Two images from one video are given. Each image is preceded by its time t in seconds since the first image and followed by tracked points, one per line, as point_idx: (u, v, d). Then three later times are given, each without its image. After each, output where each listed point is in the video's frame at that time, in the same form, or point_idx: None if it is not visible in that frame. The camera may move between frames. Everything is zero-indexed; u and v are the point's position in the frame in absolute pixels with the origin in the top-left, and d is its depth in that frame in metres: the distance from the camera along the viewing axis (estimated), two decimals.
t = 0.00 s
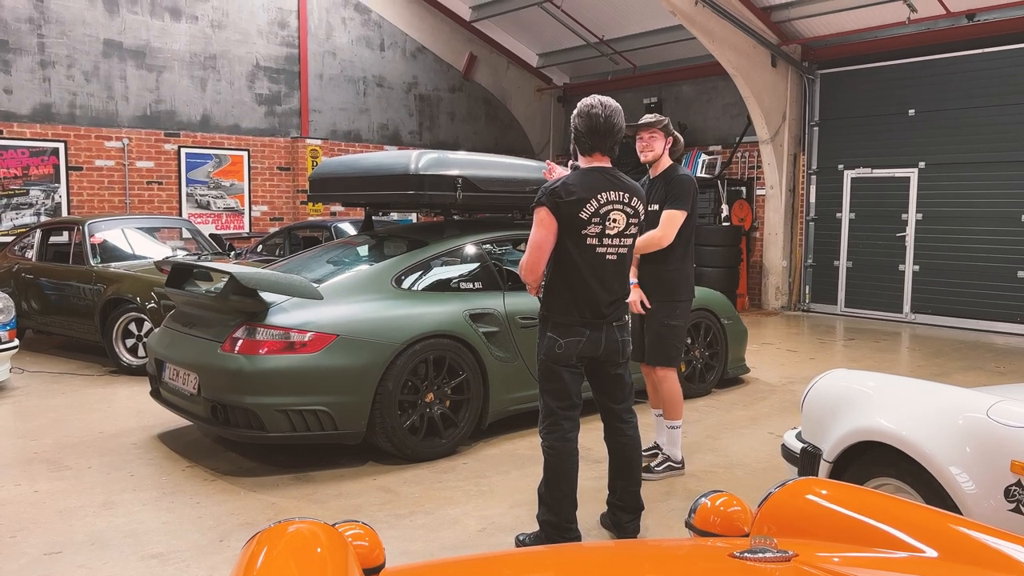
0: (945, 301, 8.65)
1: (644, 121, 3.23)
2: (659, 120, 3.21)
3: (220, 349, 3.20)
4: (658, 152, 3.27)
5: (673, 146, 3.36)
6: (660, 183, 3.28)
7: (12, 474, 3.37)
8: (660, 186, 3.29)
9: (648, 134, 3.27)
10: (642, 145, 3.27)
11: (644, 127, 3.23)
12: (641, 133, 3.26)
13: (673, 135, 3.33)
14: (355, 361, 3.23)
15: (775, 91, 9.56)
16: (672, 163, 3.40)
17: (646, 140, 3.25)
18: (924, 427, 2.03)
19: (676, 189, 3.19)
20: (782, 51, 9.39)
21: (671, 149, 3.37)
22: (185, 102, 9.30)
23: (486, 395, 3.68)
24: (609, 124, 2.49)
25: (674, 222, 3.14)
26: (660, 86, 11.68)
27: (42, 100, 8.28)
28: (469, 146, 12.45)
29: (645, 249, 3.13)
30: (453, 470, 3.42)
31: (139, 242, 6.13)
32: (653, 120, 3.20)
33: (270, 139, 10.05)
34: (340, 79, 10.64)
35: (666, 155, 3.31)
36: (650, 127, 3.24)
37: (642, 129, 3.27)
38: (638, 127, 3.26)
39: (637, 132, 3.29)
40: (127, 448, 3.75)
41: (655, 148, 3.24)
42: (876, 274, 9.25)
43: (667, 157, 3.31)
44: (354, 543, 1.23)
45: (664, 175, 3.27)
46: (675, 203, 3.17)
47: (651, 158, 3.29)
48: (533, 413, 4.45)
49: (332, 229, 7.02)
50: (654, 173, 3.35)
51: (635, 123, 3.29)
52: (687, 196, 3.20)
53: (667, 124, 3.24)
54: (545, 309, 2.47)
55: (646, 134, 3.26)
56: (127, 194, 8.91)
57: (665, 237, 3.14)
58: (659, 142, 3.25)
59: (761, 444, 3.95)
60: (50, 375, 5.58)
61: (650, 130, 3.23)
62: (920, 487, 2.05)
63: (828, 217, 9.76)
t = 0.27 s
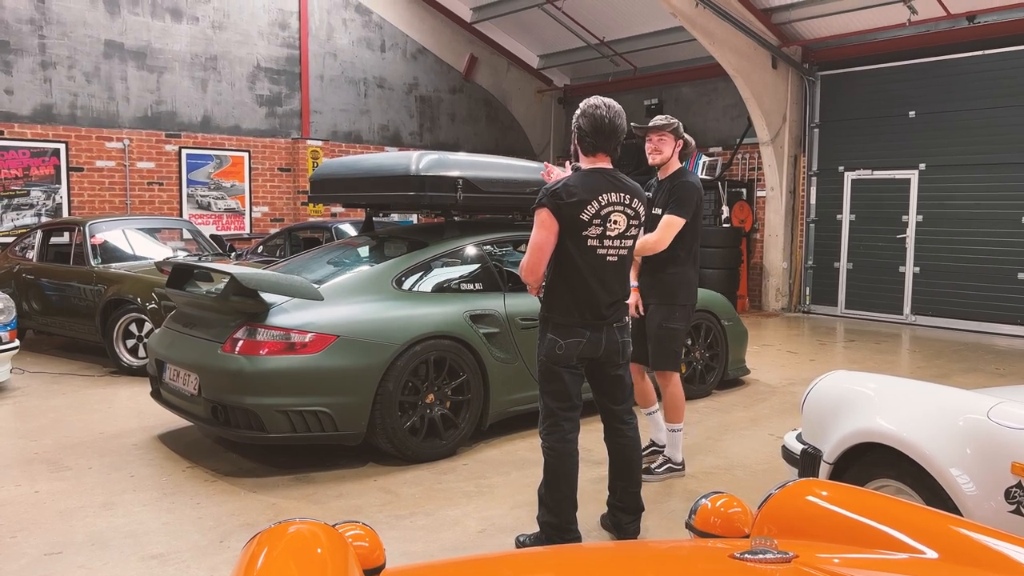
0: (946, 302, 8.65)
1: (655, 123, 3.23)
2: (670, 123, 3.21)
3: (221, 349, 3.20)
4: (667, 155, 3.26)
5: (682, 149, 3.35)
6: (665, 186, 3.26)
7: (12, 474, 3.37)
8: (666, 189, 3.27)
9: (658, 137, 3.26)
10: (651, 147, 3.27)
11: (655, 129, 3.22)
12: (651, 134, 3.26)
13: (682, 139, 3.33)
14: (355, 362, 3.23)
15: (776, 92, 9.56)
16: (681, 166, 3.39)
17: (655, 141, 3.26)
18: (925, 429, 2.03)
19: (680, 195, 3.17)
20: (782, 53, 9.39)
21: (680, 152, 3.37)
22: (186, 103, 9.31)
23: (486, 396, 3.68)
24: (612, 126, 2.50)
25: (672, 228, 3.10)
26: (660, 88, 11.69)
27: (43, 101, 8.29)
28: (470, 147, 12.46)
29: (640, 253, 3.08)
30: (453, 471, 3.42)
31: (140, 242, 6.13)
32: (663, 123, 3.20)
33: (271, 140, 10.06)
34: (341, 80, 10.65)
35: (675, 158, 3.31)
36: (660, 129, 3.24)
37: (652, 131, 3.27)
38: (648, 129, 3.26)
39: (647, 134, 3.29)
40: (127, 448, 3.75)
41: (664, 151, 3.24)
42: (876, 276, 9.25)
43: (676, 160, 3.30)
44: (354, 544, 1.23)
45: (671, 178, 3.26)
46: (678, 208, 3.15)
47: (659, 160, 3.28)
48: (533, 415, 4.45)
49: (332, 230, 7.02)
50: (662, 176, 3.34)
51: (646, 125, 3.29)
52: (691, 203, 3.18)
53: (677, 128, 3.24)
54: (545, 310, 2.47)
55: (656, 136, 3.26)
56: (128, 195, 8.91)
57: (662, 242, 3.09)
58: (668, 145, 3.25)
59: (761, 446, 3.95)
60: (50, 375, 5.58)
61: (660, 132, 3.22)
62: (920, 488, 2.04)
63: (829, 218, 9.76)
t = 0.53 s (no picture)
0: (946, 304, 8.64)
1: (657, 125, 3.23)
2: (673, 125, 3.21)
3: (221, 350, 3.20)
4: (670, 158, 3.27)
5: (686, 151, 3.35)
6: (669, 189, 3.26)
7: (12, 475, 3.37)
8: (669, 191, 3.27)
9: (661, 139, 3.27)
10: (654, 149, 3.27)
11: (658, 131, 3.23)
12: (653, 137, 3.27)
13: (686, 140, 3.33)
14: (356, 363, 3.23)
15: (777, 93, 9.57)
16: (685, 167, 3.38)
17: (658, 144, 3.26)
18: (925, 430, 2.03)
19: (682, 199, 3.17)
20: (783, 54, 9.39)
21: (684, 153, 3.37)
22: (187, 104, 9.32)
23: (486, 397, 3.68)
24: (616, 127, 2.49)
25: (679, 237, 3.13)
26: (661, 89, 11.69)
27: (44, 101, 8.29)
28: (470, 149, 12.46)
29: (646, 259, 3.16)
30: (453, 473, 3.42)
31: (141, 243, 6.13)
32: (667, 125, 3.21)
33: (272, 141, 10.06)
34: (341, 81, 10.66)
35: (679, 160, 3.30)
36: (664, 132, 3.24)
37: (655, 133, 3.27)
38: (651, 132, 3.26)
39: (650, 136, 3.29)
40: (127, 449, 3.75)
41: (667, 153, 3.25)
42: (877, 277, 9.25)
43: (680, 162, 3.30)
44: (354, 545, 1.23)
45: (674, 181, 3.26)
46: (681, 214, 3.15)
47: (662, 163, 3.29)
48: (533, 416, 4.45)
49: (333, 231, 7.03)
50: (665, 177, 3.34)
51: (649, 127, 3.29)
52: (693, 206, 3.17)
53: (681, 130, 3.24)
54: (546, 311, 2.48)
55: (659, 139, 3.27)
56: (129, 196, 8.91)
57: (669, 250, 3.15)
58: (671, 147, 3.25)
59: (761, 447, 3.94)
60: (51, 376, 5.58)
61: (663, 135, 3.23)
62: (921, 490, 2.04)
63: (829, 220, 9.76)
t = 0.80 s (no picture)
0: (947, 306, 8.64)
1: (664, 125, 3.23)
2: (680, 127, 3.21)
3: (222, 350, 3.21)
4: (673, 159, 3.27)
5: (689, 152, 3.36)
6: (671, 190, 3.27)
7: (13, 476, 3.37)
8: (672, 192, 3.27)
9: (666, 139, 3.26)
10: (659, 149, 3.27)
11: (664, 132, 3.22)
12: (658, 136, 3.26)
13: (690, 142, 3.33)
14: (357, 363, 3.23)
15: (777, 94, 9.57)
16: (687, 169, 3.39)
17: (663, 144, 3.25)
18: (926, 431, 2.03)
19: (685, 201, 3.17)
20: (784, 55, 9.39)
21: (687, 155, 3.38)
22: (188, 105, 9.32)
23: (486, 398, 3.68)
24: (617, 128, 2.49)
25: (681, 238, 3.14)
26: (661, 90, 11.69)
27: (45, 102, 8.30)
28: (471, 150, 12.47)
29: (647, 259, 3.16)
30: (454, 474, 3.42)
31: (141, 243, 6.13)
32: (673, 126, 3.21)
33: (273, 141, 10.07)
34: (342, 82, 10.66)
35: (682, 161, 3.31)
36: (669, 132, 3.24)
37: (660, 133, 3.26)
38: (657, 132, 3.26)
39: (656, 136, 3.28)
40: (128, 450, 3.75)
41: (671, 154, 3.25)
42: (877, 279, 9.25)
43: (682, 164, 3.30)
44: (354, 546, 1.23)
45: (677, 182, 3.26)
46: (684, 215, 3.16)
47: (666, 163, 3.29)
48: (533, 417, 4.45)
49: (334, 231, 7.04)
50: (668, 178, 3.34)
51: (655, 126, 3.28)
52: (696, 208, 3.18)
53: (687, 132, 3.24)
54: (546, 312, 2.48)
55: (663, 139, 3.26)
56: (129, 197, 8.92)
57: (671, 250, 3.15)
58: (676, 148, 3.25)
59: (762, 448, 3.94)
60: (51, 377, 5.58)
61: (669, 135, 3.22)
62: (921, 491, 2.05)
63: (830, 221, 9.76)
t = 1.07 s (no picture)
0: (948, 307, 8.63)
1: (661, 130, 3.22)
2: (677, 130, 3.20)
3: (222, 351, 3.21)
4: (673, 162, 3.26)
5: (689, 154, 3.35)
6: (673, 194, 3.27)
7: (13, 476, 3.37)
8: (673, 196, 3.27)
9: (665, 143, 3.25)
10: (658, 153, 3.26)
11: (661, 136, 3.21)
12: (657, 140, 3.25)
13: (689, 145, 3.33)
14: (357, 364, 3.23)
15: (778, 95, 9.57)
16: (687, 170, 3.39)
17: (662, 148, 3.25)
18: (926, 433, 2.03)
19: (687, 204, 3.18)
20: (784, 56, 9.39)
21: (687, 156, 3.37)
22: (189, 105, 9.33)
23: (487, 399, 3.68)
24: (618, 129, 2.50)
25: (682, 242, 3.14)
26: (662, 91, 11.69)
27: (46, 103, 8.31)
28: (471, 150, 12.47)
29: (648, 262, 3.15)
30: (454, 474, 3.42)
31: (142, 244, 6.14)
32: (671, 129, 3.20)
33: (274, 142, 10.07)
34: (342, 82, 10.67)
35: (682, 164, 3.30)
36: (667, 136, 3.23)
37: (658, 137, 3.26)
38: (655, 136, 3.25)
39: (654, 140, 3.27)
40: (128, 450, 3.75)
41: (670, 157, 3.24)
42: (878, 280, 9.24)
43: (683, 166, 3.30)
44: (355, 547, 1.23)
45: (678, 185, 3.26)
46: (686, 219, 3.17)
47: (665, 167, 3.28)
48: (534, 418, 4.45)
49: (334, 232, 7.04)
50: (668, 181, 3.34)
51: (652, 131, 3.28)
52: (698, 211, 3.19)
53: (685, 134, 3.23)
54: (546, 313, 2.48)
55: (662, 143, 3.25)
56: (130, 197, 8.92)
57: (672, 253, 3.15)
58: (675, 151, 3.25)
59: (762, 449, 3.94)
60: (52, 377, 5.58)
61: (668, 139, 3.21)
62: (921, 492, 2.05)
63: (831, 222, 9.76)
